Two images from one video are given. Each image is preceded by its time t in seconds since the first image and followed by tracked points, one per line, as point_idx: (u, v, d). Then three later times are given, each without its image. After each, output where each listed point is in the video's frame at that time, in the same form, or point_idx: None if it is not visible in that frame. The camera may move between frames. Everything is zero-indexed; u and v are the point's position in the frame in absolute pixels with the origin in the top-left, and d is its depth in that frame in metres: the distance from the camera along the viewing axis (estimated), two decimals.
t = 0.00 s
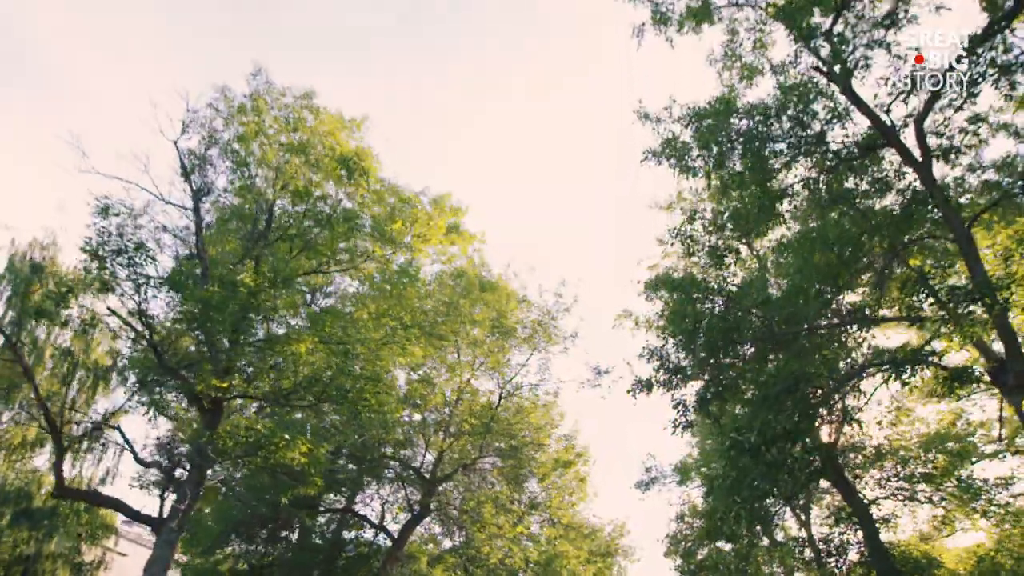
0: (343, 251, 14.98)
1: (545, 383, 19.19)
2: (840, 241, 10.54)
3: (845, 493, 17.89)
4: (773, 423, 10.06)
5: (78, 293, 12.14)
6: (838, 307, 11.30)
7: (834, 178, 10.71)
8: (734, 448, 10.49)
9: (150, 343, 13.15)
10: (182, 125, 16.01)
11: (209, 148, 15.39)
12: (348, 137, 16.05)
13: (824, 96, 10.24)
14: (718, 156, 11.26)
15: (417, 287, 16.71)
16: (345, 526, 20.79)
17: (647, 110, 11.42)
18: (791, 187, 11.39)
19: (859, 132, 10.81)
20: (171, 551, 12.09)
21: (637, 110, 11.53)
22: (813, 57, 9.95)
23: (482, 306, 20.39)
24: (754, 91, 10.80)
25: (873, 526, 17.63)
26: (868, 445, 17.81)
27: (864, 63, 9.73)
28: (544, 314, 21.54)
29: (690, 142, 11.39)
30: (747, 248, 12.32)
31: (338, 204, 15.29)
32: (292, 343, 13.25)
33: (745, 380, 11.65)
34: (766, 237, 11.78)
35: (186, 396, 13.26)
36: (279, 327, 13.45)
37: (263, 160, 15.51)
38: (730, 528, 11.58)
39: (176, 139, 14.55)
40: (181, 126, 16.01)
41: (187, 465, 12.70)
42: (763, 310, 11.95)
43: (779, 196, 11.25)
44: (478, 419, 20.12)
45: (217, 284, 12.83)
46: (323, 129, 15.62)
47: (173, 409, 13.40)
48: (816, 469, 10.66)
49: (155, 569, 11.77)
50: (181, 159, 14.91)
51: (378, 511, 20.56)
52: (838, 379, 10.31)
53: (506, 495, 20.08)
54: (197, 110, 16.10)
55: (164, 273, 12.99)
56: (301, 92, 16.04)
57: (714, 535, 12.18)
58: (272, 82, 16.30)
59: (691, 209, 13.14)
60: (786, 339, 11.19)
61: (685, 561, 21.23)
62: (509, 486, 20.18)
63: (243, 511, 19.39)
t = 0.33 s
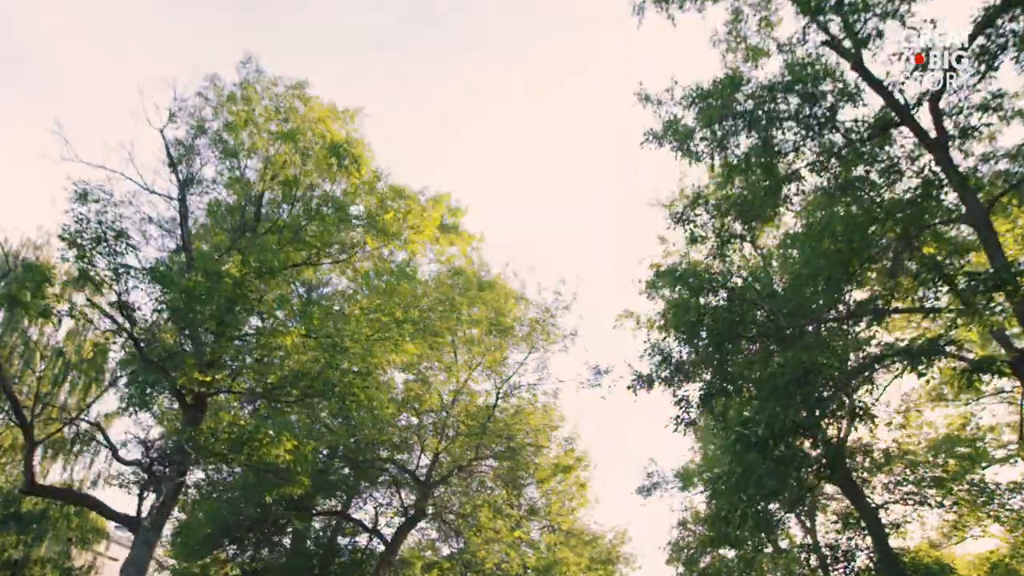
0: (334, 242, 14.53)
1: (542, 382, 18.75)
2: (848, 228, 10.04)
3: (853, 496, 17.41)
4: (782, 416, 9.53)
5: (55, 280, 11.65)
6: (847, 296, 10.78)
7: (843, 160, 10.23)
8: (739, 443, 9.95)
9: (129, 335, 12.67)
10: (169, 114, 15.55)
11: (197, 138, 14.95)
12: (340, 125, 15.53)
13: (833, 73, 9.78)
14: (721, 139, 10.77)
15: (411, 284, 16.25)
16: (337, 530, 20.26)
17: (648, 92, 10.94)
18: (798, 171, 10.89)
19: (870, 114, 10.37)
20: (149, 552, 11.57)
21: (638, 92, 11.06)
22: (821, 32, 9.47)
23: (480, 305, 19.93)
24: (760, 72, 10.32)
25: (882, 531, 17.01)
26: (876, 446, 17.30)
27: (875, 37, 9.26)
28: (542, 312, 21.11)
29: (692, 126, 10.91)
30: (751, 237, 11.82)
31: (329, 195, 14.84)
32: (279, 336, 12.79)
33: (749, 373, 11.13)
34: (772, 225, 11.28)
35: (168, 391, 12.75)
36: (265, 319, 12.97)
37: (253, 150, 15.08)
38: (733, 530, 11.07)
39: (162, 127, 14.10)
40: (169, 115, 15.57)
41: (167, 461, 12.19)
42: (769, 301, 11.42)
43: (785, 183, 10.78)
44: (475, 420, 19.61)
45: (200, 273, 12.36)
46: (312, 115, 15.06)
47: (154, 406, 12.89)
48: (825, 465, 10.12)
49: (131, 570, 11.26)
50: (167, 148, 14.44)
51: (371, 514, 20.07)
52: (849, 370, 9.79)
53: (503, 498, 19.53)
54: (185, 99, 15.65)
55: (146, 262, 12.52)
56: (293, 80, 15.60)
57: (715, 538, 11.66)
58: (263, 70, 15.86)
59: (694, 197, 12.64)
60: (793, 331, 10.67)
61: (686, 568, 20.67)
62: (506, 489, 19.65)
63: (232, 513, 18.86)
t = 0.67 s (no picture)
0: (325, 232, 14.08)
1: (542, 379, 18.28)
2: (862, 206, 9.51)
3: (863, 496, 16.97)
4: (793, 404, 9.00)
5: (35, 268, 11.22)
6: (863, 282, 10.23)
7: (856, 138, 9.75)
8: (748, 433, 9.42)
9: (112, 327, 12.24)
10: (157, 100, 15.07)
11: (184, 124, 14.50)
12: (333, 112, 15.05)
13: (844, 45, 9.29)
14: (728, 116, 10.25)
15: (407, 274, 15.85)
16: (333, 531, 19.86)
17: (649, 67, 10.42)
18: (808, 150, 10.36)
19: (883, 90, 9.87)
20: (127, 552, 11.12)
21: (639, 67, 10.52)
22: None
23: (478, 301, 19.43)
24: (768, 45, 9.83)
25: (894, 533, 16.74)
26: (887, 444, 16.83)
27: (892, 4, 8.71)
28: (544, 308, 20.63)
29: (697, 103, 10.39)
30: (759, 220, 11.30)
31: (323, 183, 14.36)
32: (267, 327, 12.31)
33: (756, 363, 10.63)
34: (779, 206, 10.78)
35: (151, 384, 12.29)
36: (251, 308, 12.47)
37: (242, 136, 14.60)
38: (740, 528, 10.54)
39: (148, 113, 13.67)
40: (157, 101, 15.10)
41: (149, 457, 11.73)
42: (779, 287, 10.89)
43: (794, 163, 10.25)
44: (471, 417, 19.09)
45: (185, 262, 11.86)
46: (304, 101, 14.61)
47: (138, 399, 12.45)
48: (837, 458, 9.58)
49: (110, 569, 10.82)
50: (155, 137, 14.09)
51: (366, 516, 19.72)
52: (863, 356, 9.26)
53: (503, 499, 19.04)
54: (173, 85, 15.16)
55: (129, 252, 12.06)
56: (284, 67, 15.12)
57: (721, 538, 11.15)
58: (254, 56, 15.37)
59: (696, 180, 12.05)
60: (803, 317, 10.12)
61: (692, 572, 20.05)
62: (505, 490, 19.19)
63: (225, 514, 18.39)
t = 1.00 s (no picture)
0: (315, 224, 13.62)
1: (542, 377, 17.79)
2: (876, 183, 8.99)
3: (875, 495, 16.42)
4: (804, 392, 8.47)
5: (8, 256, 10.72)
6: (875, 266, 9.70)
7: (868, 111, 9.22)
8: (755, 423, 8.89)
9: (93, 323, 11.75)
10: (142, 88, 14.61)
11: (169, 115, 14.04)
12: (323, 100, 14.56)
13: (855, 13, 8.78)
14: (733, 92, 9.74)
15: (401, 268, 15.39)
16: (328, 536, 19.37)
17: (649, 41, 9.92)
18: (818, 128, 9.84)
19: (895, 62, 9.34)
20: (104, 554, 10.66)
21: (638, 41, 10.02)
22: None
23: (476, 298, 18.94)
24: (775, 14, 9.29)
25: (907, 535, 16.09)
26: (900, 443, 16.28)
27: None
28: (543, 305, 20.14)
29: (699, 80, 9.88)
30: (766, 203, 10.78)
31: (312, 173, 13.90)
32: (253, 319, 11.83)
33: (764, 351, 10.09)
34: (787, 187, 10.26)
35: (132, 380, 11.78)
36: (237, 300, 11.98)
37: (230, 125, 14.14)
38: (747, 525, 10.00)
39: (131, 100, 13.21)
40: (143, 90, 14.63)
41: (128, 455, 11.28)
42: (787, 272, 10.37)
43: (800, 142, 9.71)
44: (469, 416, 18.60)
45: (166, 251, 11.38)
46: (293, 87, 14.15)
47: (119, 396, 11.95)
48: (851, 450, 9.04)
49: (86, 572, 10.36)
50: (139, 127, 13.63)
51: (362, 519, 19.22)
52: (879, 342, 8.72)
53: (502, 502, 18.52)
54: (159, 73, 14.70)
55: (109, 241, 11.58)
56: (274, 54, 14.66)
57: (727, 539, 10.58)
58: (243, 43, 14.93)
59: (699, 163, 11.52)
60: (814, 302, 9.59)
61: None
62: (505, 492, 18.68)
63: (216, 518, 17.89)
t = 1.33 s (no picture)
0: (306, 219, 13.17)
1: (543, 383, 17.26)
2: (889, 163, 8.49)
3: (887, 501, 15.79)
4: (816, 382, 7.93)
5: None
6: (889, 254, 9.18)
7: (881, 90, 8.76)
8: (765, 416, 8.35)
9: (71, 321, 11.36)
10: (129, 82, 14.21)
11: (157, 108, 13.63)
12: (315, 94, 14.13)
13: None
14: (738, 71, 9.27)
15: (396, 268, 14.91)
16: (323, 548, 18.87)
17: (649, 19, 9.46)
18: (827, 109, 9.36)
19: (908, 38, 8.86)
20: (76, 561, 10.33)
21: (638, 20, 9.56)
22: None
23: (475, 300, 18.42)
24: None
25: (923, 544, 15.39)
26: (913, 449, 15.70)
27: None
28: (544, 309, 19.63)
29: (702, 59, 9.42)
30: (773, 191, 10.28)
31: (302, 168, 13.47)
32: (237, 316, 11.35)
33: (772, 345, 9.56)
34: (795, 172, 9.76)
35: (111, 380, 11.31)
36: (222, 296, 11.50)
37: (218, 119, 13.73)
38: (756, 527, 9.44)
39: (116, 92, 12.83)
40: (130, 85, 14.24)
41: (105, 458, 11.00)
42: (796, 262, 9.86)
43: (808, 124, 9.21)
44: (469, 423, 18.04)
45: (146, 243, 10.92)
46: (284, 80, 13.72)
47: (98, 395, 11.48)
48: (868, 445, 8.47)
49: None
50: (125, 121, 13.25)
51: (357, 530, 18.69)
52: (895, 331, 8.18)
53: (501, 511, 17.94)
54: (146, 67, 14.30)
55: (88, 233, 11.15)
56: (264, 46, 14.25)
57: (736, 546, 9.96)
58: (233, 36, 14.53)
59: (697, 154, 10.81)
60: (825, 291, 9.06)
61: None
62: (504, 500, 18.11)
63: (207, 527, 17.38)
